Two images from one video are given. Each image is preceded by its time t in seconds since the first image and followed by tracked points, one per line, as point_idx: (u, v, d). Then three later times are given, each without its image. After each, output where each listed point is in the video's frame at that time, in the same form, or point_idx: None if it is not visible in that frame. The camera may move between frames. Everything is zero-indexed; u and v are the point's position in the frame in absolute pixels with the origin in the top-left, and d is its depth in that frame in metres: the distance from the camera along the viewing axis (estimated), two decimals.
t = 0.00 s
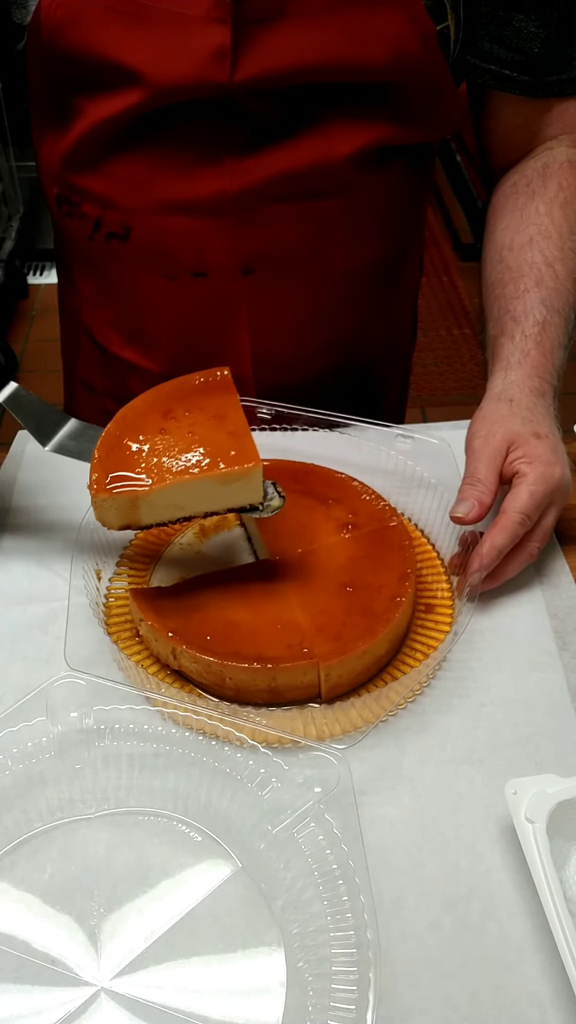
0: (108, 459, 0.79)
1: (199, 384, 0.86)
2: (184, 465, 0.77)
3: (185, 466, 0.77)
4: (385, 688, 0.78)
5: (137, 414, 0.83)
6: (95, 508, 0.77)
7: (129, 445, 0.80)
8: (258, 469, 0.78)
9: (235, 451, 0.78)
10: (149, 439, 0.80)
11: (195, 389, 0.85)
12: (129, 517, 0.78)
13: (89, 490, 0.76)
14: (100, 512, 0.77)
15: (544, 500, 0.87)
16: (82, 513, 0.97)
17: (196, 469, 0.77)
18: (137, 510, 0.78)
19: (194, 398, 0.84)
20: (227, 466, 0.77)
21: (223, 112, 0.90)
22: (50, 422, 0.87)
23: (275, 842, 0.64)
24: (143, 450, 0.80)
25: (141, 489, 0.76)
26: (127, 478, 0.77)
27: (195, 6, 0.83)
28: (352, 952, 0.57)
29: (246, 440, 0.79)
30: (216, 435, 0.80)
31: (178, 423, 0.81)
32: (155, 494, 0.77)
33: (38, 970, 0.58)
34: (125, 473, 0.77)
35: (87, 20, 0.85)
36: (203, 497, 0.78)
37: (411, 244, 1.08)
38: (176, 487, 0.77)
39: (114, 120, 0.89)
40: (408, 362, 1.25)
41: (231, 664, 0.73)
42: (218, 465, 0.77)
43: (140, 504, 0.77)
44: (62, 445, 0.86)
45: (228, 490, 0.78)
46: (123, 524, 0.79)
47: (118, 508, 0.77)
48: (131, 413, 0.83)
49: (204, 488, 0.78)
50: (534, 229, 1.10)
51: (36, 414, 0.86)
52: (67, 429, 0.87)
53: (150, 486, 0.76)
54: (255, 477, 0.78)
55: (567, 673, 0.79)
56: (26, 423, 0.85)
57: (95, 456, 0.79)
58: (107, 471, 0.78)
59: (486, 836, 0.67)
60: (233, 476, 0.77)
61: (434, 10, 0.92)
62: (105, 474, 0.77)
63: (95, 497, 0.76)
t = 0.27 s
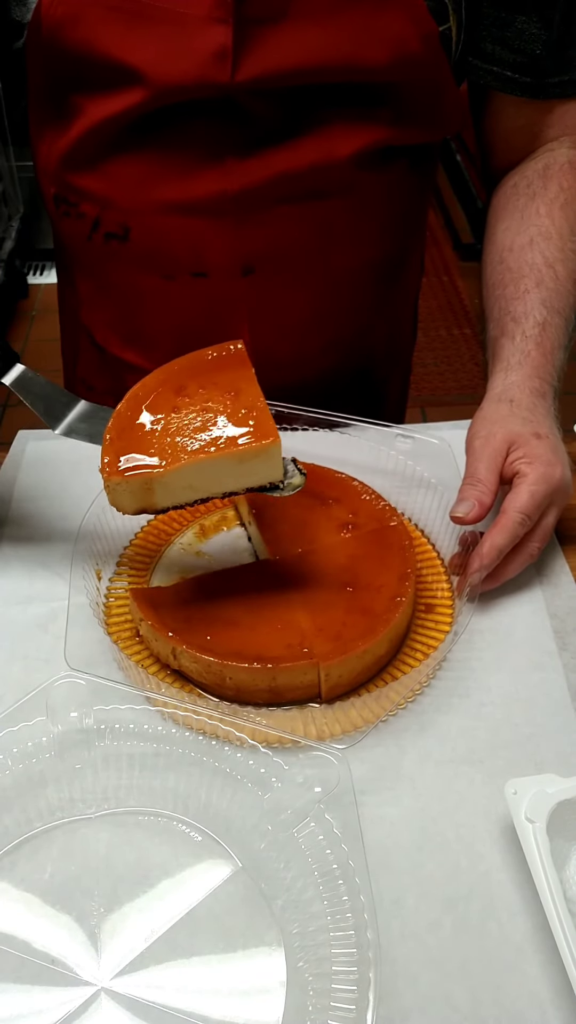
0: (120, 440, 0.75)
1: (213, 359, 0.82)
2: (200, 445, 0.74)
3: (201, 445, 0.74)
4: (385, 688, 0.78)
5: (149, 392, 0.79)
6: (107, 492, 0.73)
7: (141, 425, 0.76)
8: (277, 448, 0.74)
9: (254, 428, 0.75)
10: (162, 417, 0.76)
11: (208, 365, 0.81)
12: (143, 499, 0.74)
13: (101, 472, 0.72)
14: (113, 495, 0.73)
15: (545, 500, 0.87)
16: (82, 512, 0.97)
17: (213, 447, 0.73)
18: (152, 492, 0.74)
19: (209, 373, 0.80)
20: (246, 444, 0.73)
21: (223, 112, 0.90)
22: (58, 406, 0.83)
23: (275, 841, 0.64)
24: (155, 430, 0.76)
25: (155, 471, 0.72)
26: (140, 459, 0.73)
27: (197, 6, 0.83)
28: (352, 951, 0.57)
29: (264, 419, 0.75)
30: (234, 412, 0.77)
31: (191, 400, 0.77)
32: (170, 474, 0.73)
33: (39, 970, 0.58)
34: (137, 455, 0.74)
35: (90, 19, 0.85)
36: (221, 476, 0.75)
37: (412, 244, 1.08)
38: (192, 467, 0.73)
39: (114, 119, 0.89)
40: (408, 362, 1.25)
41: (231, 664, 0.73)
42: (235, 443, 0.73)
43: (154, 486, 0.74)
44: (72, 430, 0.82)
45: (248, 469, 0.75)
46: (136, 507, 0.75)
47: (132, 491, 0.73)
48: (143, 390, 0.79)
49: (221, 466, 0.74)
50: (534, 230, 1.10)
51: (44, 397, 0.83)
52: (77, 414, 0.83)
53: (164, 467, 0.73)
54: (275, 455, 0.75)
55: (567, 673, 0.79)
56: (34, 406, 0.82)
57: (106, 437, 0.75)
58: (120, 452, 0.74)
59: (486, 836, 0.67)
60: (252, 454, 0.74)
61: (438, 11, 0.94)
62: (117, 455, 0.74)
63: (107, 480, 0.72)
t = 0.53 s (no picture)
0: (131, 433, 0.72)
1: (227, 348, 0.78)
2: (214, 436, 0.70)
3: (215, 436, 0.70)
4: (385, 688, 0.78)
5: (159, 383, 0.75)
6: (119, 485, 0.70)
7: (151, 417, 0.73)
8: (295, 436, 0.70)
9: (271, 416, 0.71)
10: (174, 409, 0.73)
11: (220, 353, 0.77)
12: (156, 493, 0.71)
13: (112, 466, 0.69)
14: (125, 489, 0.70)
15: (545, 500, 0.87)
16: (82, 512, 0.97)
17: (228, 438, 0.69)
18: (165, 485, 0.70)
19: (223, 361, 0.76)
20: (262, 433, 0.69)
21: (225, 113, 0.90)
22: (64, 401, 0.81)
23: (275, 842, 0.64)
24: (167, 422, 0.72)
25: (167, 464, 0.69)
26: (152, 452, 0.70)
27: (200, 6, 0.83)
28: (353, 951, 0.57)
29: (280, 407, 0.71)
30: (249, 400, 0.73)
31: (203, 389, 0.74)
32: (184, 466, 0.70)
33: (39, 970, 0.58)
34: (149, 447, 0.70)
35: (92, 20, 0.85)
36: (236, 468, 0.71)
37: (413, 245, 1.08)
38: (206, 459, 0.70)
39: (116, 120, 0.89)
40: (409, 362, 1.25)
41: (231, 664, 0.73)
42: (251, 431, 0.70)
43: (166, 479, 0.70)
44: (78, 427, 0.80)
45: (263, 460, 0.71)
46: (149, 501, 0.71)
47: (144, 485, 0.70)
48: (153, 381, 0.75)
49: (236, 457, 0.70)
50: (535, 230, 1.10)
51: (50, 393, 0.80)
52: (83, 409, 0.81)
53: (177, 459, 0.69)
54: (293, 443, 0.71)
55: (568, 673, 0.79)
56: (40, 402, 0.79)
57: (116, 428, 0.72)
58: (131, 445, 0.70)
59: (486, 836, 0.67)
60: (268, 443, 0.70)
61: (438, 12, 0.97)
62: (127, 447, 0.70)
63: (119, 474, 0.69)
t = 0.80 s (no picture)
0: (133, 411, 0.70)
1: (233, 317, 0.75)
2: (220, 413, 0.68)
3: (222, 413, 0.68)
4: (385, 688, 0.77)
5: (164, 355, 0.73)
6: (121, 467, 0.68)
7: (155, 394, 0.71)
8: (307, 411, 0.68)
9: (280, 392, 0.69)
10: (178, 383, 0.71)
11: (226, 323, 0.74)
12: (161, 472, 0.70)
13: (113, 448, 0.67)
14: (127, 471, 0.69)
15: (547, 500, 0.87)
16: (82, 512, 0.97)
17: (234, 416, 0.68)
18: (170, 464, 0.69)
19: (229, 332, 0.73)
20: (271, 410, 0.67)
21: (225, 115, 0.90)
22: (63, 382, 0.74)
23: (275, 842, 0.64)
24: (172, 397, 0.70)
25: (172, 443, 0.68)
26: (155, 432, 0.68)
27: (201, 8, 0.83)
28: (353, 951, 0.57)
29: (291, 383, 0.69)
30: (257, 374, 0.70)
31: (209, 362, 0.71)
32: (190, 445, 0.68)
33: (39, 970, 0.58)
34: (153, 427, 0.69)
35: (93, 22, 0.85)
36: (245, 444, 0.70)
37: (414, 245, 1.08)
38: (212, 437, 0.68)
39: (116, 122, 0.89)
40: (409, 362, 1.25)
41: (231, 664, 0.73)
42: (259, 408, 0.68)
43: (171, 460, 0.69)
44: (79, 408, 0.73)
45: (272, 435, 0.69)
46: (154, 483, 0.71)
47: (148, 466, 0.69)
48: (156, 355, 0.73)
49: (245, 434, 0.69)
50: (536, 231, 1.10)
51: (47, 373, 0.74)
52: (84, 389, 0.75)
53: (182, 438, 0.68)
54: (305, 418, 0.69)
55: (568, 673, 0.79)
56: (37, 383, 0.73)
57: (117, 406, 0.70)
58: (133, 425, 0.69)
59: (486, 836, 0.67)
60: (277, 420, 0.68)
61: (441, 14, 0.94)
62: (129, 427, 0.69)
63: (121, 456, 0.68)
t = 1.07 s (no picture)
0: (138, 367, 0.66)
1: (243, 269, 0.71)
2: (233, 369, 0.65)
3: (236, 368, 0.65)
4: (385, 688, 0.76)
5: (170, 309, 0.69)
6: (128, 428, 0.65)
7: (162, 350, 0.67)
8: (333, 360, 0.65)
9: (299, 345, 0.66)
10: (187, 338, 0.67)
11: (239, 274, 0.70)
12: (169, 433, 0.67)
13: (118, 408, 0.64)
14: (134, 433, 0.65)
15: (547, 501, 0.87)
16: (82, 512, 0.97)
17: (250, 371, 0.64)
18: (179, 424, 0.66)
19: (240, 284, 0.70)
20: (290, 363, 0.64)
21: (226, 120, 0.91)
22: (62, 348, 0.69)
23: (276, 841, 0.64)
24: (180, 352, 0.67)
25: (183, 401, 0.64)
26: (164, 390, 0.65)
27: (203, 11, 0.83)
28: (353, 951, 0.57)
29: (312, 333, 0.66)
30: (273, 327, 0.67)
31: (220, 316, 0.68)
32: (202, 402, 0.65)
33: (39, 970, 0.58)
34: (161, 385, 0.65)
35: (94, 25, 0.85)
36: (260, 401, 0.67)
37: (414, 246, 1.08)
38: (226, 395, 0.65)
39: (116, 125, 0.89)
40: (409, 362, 1.24)
41: (231, 664, 0.73)
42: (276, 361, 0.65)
43: (182, 421, 0.66)
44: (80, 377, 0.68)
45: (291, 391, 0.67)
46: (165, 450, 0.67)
47: (155, 427, 0.65)
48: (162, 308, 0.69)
49: (261, 390, 0.66)
50: (536, 233, 1.10)
51: (45, 337, 0.68)
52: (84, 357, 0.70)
53: (195, 394, 0.64)
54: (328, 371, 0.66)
55: (568, 673, 0.79)
56: (35, 350, 0.67)
57: (121, 362, 0.66)
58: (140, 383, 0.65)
59: (486, 836, 0.67)
60: (296, 374, 0.65)
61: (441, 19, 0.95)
62: (134, 386, 0.65)
63: (128, 415, 0.64)
